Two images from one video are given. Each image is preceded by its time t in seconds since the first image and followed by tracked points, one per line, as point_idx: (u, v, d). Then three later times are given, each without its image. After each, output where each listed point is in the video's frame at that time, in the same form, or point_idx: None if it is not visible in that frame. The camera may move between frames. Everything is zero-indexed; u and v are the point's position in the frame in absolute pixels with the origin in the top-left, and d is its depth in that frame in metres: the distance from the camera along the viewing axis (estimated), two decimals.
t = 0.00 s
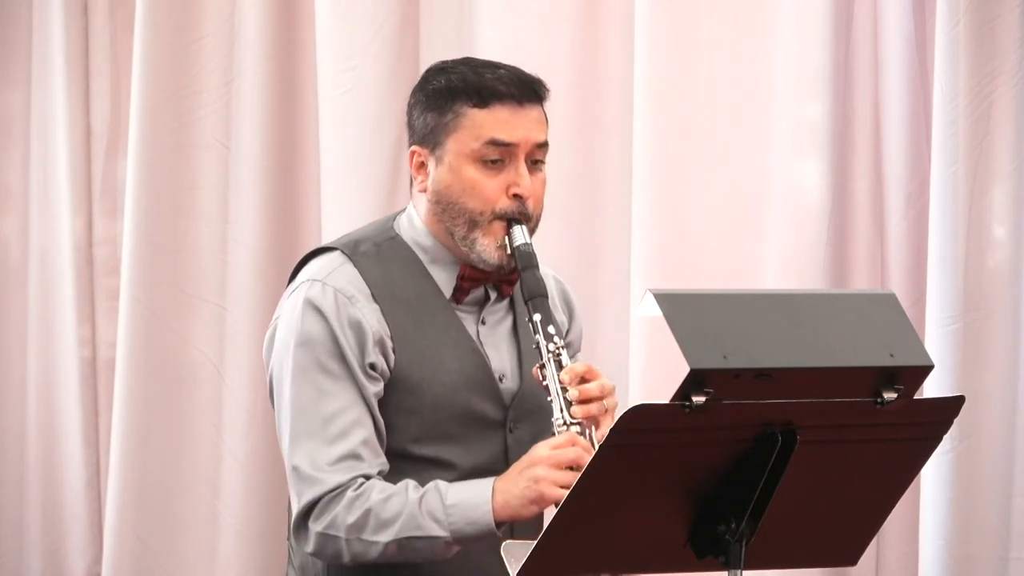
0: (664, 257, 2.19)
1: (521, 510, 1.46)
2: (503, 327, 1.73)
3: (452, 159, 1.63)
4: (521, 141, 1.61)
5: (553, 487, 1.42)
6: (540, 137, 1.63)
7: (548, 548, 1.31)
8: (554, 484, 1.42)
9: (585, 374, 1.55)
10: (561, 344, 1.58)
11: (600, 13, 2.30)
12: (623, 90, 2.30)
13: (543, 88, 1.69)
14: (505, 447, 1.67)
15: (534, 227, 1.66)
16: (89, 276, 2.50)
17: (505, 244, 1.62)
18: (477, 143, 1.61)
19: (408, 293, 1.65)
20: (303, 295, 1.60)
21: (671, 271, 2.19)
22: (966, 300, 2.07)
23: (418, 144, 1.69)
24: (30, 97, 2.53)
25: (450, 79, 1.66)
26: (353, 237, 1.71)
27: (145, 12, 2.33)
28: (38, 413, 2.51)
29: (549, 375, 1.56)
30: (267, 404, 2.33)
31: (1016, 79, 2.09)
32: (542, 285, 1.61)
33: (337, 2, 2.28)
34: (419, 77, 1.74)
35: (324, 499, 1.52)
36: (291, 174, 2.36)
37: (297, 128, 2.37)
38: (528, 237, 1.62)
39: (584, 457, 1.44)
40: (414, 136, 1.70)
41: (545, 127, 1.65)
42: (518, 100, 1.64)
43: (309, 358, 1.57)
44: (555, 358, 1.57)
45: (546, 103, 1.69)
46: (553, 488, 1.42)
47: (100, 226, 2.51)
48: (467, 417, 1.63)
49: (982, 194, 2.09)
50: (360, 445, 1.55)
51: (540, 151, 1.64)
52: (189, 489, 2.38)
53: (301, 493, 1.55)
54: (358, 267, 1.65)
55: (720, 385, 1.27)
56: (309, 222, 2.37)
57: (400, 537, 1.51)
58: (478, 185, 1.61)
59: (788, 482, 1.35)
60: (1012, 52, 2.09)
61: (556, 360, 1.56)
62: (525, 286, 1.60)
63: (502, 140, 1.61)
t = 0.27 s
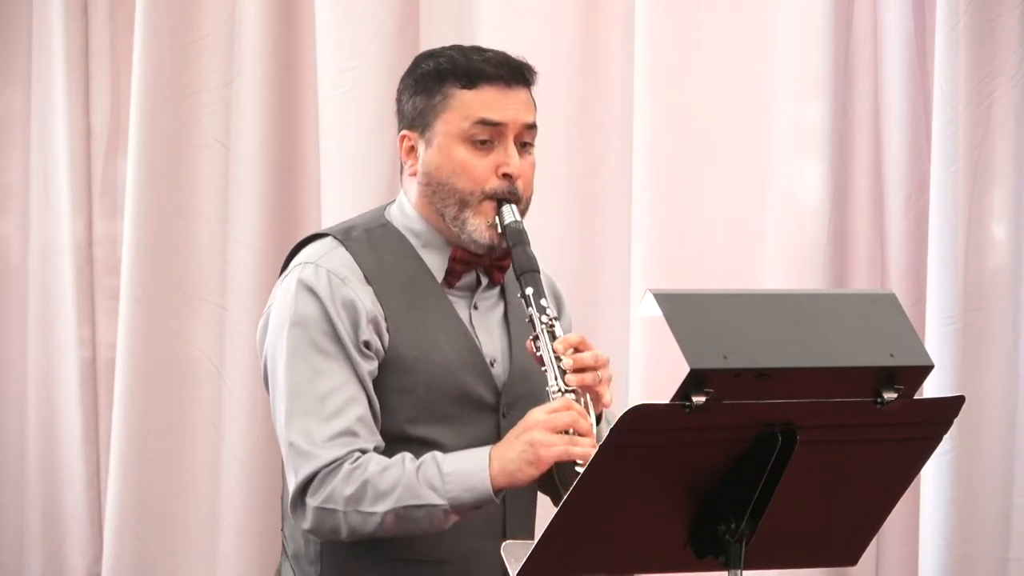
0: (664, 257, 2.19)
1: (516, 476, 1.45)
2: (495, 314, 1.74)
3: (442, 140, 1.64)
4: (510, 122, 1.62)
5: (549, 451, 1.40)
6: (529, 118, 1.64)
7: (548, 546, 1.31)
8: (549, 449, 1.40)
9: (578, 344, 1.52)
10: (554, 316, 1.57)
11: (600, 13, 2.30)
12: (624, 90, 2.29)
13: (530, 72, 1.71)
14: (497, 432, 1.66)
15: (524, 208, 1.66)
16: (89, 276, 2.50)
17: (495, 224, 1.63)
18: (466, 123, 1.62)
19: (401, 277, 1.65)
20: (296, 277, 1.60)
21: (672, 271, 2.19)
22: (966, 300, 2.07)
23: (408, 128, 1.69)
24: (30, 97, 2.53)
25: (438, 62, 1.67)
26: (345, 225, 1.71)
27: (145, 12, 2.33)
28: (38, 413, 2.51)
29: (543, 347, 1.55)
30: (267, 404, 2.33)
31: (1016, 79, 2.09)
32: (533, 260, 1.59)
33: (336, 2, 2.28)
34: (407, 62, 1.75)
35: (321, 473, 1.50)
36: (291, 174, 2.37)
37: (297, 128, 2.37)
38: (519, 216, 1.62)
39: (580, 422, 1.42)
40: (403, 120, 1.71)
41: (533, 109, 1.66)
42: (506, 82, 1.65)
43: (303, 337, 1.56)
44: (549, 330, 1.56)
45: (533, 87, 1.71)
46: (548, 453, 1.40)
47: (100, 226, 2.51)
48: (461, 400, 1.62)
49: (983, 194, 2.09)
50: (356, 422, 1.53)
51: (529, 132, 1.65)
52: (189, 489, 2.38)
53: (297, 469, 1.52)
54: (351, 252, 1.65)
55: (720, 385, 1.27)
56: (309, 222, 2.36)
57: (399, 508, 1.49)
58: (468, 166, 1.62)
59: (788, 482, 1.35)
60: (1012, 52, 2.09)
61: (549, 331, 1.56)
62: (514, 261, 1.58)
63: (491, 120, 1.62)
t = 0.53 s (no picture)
0: (664, 257, 2.19)
1: (499, 454, 1.45)
2: (479, 308, 1.73)
3: (420, 132, 1.66)
4: (487, 112, 1.65)
5: (530, 428, 1.40)
6: (505, 108, 1.67)
7: (547, 546, 1.31)
8: (530, 425, 1.40)
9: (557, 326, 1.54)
10: (535, 301, 1.58)
11: (600, 13, 2.30)
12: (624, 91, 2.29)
13: (507, 65, 1.74)
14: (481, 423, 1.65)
15: (504, 198, 1.68)
16: (89, 276, 2.50)
17: (475, 213, 1.65)
18: (444, 114, 1.65)
19: (384, 269, 1.65)
20: (277, 273, 1.61)
21: (671, 271, 2.19)
22: (966, 300, 2.07)
23: (387, 123, 1.72)
24: (30, 97, 2.53)
25: (414, 55, 1.70)
26: (328, 221, 1.72)
27: (145, 12, 2.33)
28: (38, 412, 2.51)
29: (524, 331, 1.56)
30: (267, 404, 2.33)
31: (1016, 79, 2.09)
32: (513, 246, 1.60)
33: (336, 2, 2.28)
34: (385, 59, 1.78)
35: (304, 462, 1.51)
36: (291, 174, 2.37)
37: (298, 128, 2.37)
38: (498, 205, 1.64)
39: (560, 400, 1.41)
40: (382, 116, 1.73)
41: (510, 100, 1.69)
42: (482, 73, 1.68)
43: (285, 330, 1.57)
44: (529, 313, 1.57)
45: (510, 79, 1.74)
46: (530, 430, 1.40)
47: (100, 226, 2.51)
48: (446, 392, 1.62)
49: (983, 193, 2.09)
50: (339, 411, 1.54)
51: (506, 124, 1.68)
52: (190, 489, 2.38)
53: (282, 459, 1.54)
54: (332, 246, 1.65)
55: (720, 385, 1.27)
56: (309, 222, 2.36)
57: (382, 492, 1.50)
58: (447, 156, 1.64)
59: (788, 482, 1.35)
60: (1012, 52, 2.09)
61: (530, 314, 1.56)
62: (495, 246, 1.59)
63: (468, 110, 1.64)
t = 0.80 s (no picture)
0: (664, 256, 2.19)
1: (462, 436, 1.46)
2: (443, 302, 1.73)
3: (376, 127, 1.67)
4: (442, 103, 1.65)
5: (491, 408, 1.42)
6: (461, 99, 1.68)
7: (546, 546, 1.31)
8: (490, 405, 1.42)
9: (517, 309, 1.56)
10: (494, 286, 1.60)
11: (600, 13, 2.30)
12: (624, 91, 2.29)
13: (462, 56, 1.74)
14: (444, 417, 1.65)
15: (465, 189, 1.69)
16: (89, 276, 2.50)
17: (434, 203, 1.65)
18: (398, 108, 1.66)
19: (346, 266, 1.66)
20: (237, 271, 1.62)
21: (671, 271, 2.19)
22: (966, 300, 2.07)
23: (345, 121, 1.73)
24: (30, 97, 2.53)
25: (368, 51, 1.71)
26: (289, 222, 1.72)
27: (145, 12, 2.32)
28: (38, 413, 2.51)
29: (484, 316, 1.57)
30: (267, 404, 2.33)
31: (1016, 79, 2.09)
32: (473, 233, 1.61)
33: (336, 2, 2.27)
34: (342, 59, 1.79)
35: (268, 454, 1.52)
36: (291, 174, 2.37)
37: (297, 128, 2.37)
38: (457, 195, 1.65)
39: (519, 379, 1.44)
40: (340, 115, 1.74)
41: (466, 92, 1.70)
42: (436, 65, 1.69)
43: (247, 327, 1.58)
44: (488, 297, 1.58)
45: (466, 71, 1.74)
46: (491, 410, 1.42)
47: (100, 226, 2.51)
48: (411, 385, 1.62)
49: (983, 193, 2.09)
50: (302, 404, 1.55)
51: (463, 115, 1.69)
52: (190, 489, 2.38)
53: (247, 453, 1.55)
54: (293, 245, 1.65)
55: (720, 385, 1.27)
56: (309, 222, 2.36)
57: (347, 480, 1.50)
58: (403, 148, 1.65)
59: (788, 481, 1.35)
60: (1012, 52, 2.09)
61: (489, 297, 1.58)
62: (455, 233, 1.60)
63: (423, 103, 1.65)
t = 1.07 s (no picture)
0: (664, 256, 2.19)
1: (408, 419, 1.48)
2: (393, 298, 1.73)
3: (317, 124, 1.69)
4: (382, 97, 1.67)
5: (435, 390, 1.45)
6: (400, 93, 1.70)
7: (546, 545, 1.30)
8: (435, 387, 1.45)
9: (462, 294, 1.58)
10: (438, 273, 1.61)
11: (600, 13, 2.30)
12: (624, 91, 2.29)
13: (398, 51, 1.77)
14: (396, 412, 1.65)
15: (409, 182, 1.70)
16: (89, 276, 2.50)
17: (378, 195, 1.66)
18: (337, 104, 1.67)
19: (294, 264, 1.65)
20: (184, 273, 1.62)
21: (671, 271, 2.19)
22: (966, 300, 2.07)
23: (286, 122, 1.75)
24: (31, 97, 2.53)
25: (305, 50, 1.73)
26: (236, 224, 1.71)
27: (145, 12, 2.32)
28: (38, 412, 2.51)
29: (428, 302, 1.59)
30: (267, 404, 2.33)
31: (1016, 79, 2.09)
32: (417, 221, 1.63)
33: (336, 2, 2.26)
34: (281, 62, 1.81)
35: (218, 451, 1.53)
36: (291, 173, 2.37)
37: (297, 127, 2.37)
38: (401, 185, 1.66)
39: (463, 360, 1.47)
40: (282, 117, 1.76)
41: (404, 85, 1.72)
42: (373, 60, 1.71)
43: (193, 327, 1.58)
44: (432, 283, 1.60)
45: (402, 65, 1.77)
46: (435, 392, 1.45)
47: (100, 226, 2.51)
48: (361, 381, 1.62)
49: (983, 193, 2.09)
50: (251, 401, 1.55)
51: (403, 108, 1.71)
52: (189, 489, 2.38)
53: (198, 451, 1.55)
54: (239, 246, 1.65)
55: (719, 385, 1.28)
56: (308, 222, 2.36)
57: (297, 471, 1.51)
58: (345, 143, 1.67)
59: (788, 481, 1.35)
60: (1012, 52, 2.09)
61: (433, 284, 1.60)
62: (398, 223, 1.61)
63: (362, 98, 1.67)
